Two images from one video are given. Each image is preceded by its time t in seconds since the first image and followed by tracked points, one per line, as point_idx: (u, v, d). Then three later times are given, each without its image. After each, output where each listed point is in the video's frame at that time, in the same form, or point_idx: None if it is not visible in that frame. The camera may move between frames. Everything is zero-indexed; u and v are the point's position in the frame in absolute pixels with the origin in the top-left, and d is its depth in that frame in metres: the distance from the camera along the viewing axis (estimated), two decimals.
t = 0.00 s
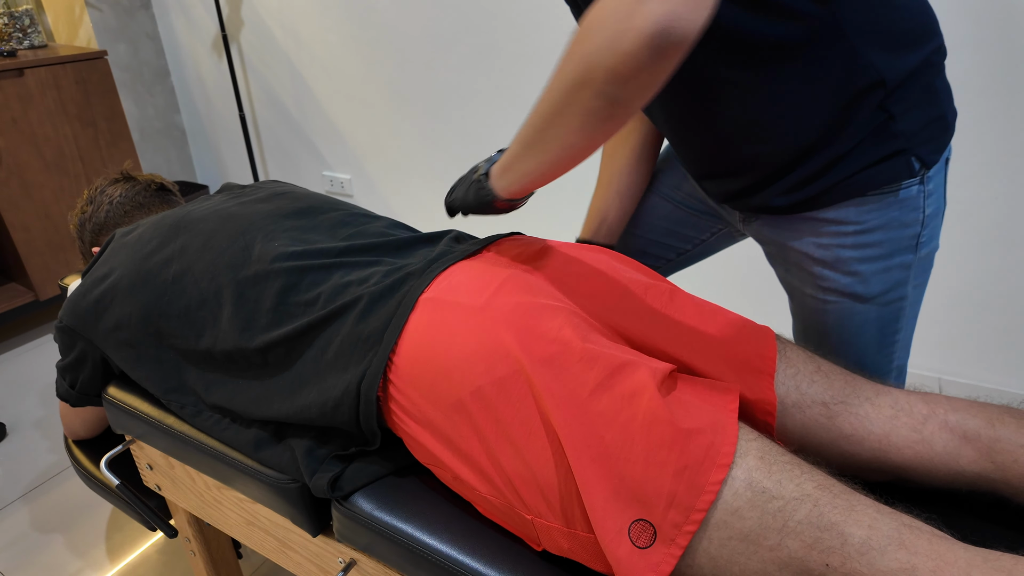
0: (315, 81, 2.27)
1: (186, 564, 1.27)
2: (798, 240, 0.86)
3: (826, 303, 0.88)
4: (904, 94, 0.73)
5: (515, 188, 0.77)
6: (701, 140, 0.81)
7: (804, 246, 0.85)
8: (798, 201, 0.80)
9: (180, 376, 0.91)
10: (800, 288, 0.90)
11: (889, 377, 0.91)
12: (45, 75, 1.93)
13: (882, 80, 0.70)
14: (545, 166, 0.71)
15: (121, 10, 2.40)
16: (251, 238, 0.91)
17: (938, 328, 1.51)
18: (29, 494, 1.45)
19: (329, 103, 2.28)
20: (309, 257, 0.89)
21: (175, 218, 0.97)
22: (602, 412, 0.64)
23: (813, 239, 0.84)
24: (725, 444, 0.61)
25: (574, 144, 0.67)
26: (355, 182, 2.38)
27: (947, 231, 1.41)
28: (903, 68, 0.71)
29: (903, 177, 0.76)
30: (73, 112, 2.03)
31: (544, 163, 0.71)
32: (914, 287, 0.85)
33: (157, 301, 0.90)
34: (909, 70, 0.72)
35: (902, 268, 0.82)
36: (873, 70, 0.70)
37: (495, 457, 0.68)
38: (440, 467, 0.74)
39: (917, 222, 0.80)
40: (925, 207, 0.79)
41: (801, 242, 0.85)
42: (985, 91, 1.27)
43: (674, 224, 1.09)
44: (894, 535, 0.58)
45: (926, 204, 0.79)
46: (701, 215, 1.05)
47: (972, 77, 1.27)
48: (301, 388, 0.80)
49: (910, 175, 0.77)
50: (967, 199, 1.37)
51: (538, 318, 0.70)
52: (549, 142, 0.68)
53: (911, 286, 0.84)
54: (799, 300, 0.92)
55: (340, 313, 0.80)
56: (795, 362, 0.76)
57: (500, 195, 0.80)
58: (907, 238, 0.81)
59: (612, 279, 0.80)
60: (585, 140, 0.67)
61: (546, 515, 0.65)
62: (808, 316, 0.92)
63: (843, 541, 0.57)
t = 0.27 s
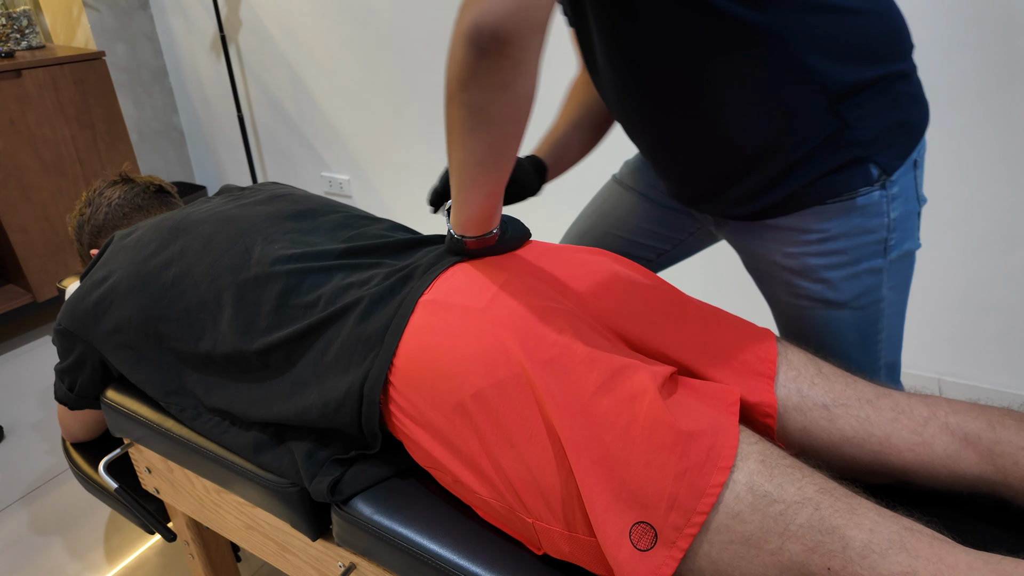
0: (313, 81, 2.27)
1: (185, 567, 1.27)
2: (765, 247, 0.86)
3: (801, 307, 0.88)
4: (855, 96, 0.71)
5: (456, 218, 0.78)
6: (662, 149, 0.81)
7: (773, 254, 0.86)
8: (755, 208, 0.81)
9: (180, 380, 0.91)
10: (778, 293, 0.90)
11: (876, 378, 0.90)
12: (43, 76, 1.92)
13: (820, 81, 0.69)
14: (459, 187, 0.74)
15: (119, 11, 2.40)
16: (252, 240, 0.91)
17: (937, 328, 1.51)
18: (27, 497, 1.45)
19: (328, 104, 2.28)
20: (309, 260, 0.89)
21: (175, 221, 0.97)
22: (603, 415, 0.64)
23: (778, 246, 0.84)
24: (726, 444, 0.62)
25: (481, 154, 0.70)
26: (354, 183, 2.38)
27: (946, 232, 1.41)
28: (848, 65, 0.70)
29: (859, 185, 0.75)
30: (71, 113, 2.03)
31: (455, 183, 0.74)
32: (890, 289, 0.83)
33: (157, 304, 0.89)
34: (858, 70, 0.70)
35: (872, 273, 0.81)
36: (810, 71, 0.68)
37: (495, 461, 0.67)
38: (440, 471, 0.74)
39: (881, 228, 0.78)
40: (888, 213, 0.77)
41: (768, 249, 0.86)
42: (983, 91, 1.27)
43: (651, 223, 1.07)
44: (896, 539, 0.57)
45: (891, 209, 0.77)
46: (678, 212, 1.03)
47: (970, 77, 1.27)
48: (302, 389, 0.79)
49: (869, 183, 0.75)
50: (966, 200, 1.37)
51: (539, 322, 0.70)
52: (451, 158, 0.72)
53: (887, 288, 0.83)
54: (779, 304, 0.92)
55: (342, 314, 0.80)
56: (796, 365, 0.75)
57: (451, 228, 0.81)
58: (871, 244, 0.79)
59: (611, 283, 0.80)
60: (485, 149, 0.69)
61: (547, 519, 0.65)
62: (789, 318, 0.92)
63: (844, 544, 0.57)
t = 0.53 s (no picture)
0: (312, 82, 2.27)
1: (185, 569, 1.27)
2: (715, 231, 0.85)
3: (761, 288, 0.87)
4: (785, 74, 0.70)
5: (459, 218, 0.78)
6: (607, 145, 0.80)
7: (725, 240, 0.86)
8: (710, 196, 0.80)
9: (183, 381, 0.91)
10: (737, 278, 0.90)
11: (847, 355, 0.88)
12: (42, 78, 1.92)
13: (742, 57, 0.68)
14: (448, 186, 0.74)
15: (117, 12, 2.40)
16: (254, 243, 0.92)
17: (936, 329, 1.51)
18: (26, 500, 1.45)
19: (327, 105, 2.28)
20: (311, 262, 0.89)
21: (176, 223, 0.97)
22: (607, 417, 0.64)
23: (727, 229, 0.84)
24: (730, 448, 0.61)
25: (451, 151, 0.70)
26: (353, 184, 2.38)
27: (946, 232, 1.42)
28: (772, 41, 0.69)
29: (796, 162, 0.75)
30: (71, 114, 2.03)
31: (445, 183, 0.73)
32: (850, 261, 0.82)
33: (159, 306, 0.90)
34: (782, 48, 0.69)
35: (827, 247, 0.80)
36: (731, 47, 0.67)
37: (499, 462, 0.68)
38: (440, 469, 0.74)
39: (827, 199, 0.77)
40: (834, 184, 0.77)
41: (719, 234, 0.85)
42: (982, 93, 1.28)
43: (610, 217, 1.05)
44: (896, 542, 0.58)
45: (836, 180, 0.76)
46: (635, 205, 1.02)
47: (968, 79, 1.28)
48: (307, 383, 0.79)
49: (807, 158, 0.75)
50: (964, 202, 1.37)
51: (545, 323, 0.70)
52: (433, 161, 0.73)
53: (847, 260, 0.81)
54: (740, 289, 0.91)
55: (348, 311, 0.80)
56: (797, 368, 0.75)
57: (464, 231, 0.80)
58: (820, 216, 0.78)
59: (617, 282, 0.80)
60: (452, 147, 0.70)
61: (548, 520, 0.65)
62: (752, 303, 0.91)
63: (845, 547, 0.58)
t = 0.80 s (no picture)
0: (311, 83, 2.27)
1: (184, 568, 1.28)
2: (686, 241, 0.85)
3: (737, 293, 0.87)
4: (728, 75, 0.69)
5: (455, 232, 0.78)
6: (575, 159, 0.79)
7: (695, 251, 0.86)
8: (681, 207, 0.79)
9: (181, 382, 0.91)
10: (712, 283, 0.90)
11: (830, 354, 0.88)
12: (41, 79, 1.92)
13: (678, 57, 0.67)
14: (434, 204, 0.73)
15: (116, 12, 2.40)
16: (254, 246, 0.92)
17: (934, 330, 1.52)
18: (25, 500, 1.45)
19: (326, 106, 2.28)
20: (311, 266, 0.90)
21: (176, 225, 0.97)
22: (604, 434, 0.64)
23: (697, 239, 0.83)
24: (729, 463, 0.61)
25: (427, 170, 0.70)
26: (352, 185, 2.38)
27: (944, 233, 1.42)
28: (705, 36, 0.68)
29: (755, 170, 0.74)
30: (70, 115, 2.03)
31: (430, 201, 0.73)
32: (826, 264, 0.82)
33: (158, 308, 0.90)
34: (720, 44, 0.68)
35: (801, 252, 0.80)
36: (664, 48, 0.67)
37: (494, 477, 0.68)
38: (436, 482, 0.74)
39: (796, 207, 0.78)
40: (802, 193, 0.77)
41: (691, 244, 0.85)
42: (979, 94, 1.28)
43: (584, 223, 1.05)
44: (895, 548, 0.58)
45: (802, 187, 0.77)
46: (603, 212, 1.01)
47: (965, 80, 1.28)
48: (303, 387, 0.79)
49: (766, 165, 0.74)
50: (962, 202, 1.38)
51: (540, 338, 0.70)
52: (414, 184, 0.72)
53: (823, 263, 0.82)
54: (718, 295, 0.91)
55: (346, 315, 0.80)
56: (797, 376, 0.75)
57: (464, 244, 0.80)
58: (791, 224, 0.79)
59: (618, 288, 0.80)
60: (426, 166, 0.69)
61: (544, 536, 0.66)
62: (732, 307, 0.91)
63: (843, 556, 0.58)
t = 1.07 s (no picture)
0: (310, 83, 2.27)
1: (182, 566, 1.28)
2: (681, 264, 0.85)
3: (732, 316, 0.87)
4: (713, 103, 0.70)
5: (453, 252, 0.78)
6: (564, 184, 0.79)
7: (686, 271, 0.86)
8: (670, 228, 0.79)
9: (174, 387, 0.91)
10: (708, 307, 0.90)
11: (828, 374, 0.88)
12: (39, 79, 1.92)
13: (662, 83, 0.67)
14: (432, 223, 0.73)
15: (115, 12, 2.40)
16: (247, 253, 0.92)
17: (931, 330, 1.52)
18: (24, 500, 1.45)
19: (325, 106, 2.29)
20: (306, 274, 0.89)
21: (172, 228, 0.97)
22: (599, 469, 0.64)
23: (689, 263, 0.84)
24: (728, 494, 0.61)
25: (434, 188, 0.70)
26: (351, 184, 2.38)
27: (942, 232, 1.42)
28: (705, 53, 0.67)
29: (739, 196, 0.74)
30: (68, 116, 2.03)
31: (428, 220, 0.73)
32: (819, 286, 0.82)
33: (151, 312, 0.90)
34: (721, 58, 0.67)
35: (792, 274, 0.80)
36: (649, 74, 0.67)
37: (483, 514, 0.68)
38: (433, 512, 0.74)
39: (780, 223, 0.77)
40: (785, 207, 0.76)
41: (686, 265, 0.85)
42: (976, 94, 1.29)
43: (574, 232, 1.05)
44: (893, 560, 0.58)
45: (789, 214, 0.77)
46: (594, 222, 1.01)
47: (963, 80, 1.29)
48: (292, 404, 0.78)
49: (748, 193, 0.74)
50: (960, 202, 1.38)
51: (529, 371, 0.69)
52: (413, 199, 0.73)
53: (813, 286, 0.82)
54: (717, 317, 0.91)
55: (338, 330, 0.80)
56: (795, 400, 0.73)
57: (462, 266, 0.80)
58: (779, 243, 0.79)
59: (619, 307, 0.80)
60: (424, 182, 0.69)
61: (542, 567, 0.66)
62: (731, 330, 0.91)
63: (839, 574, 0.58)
